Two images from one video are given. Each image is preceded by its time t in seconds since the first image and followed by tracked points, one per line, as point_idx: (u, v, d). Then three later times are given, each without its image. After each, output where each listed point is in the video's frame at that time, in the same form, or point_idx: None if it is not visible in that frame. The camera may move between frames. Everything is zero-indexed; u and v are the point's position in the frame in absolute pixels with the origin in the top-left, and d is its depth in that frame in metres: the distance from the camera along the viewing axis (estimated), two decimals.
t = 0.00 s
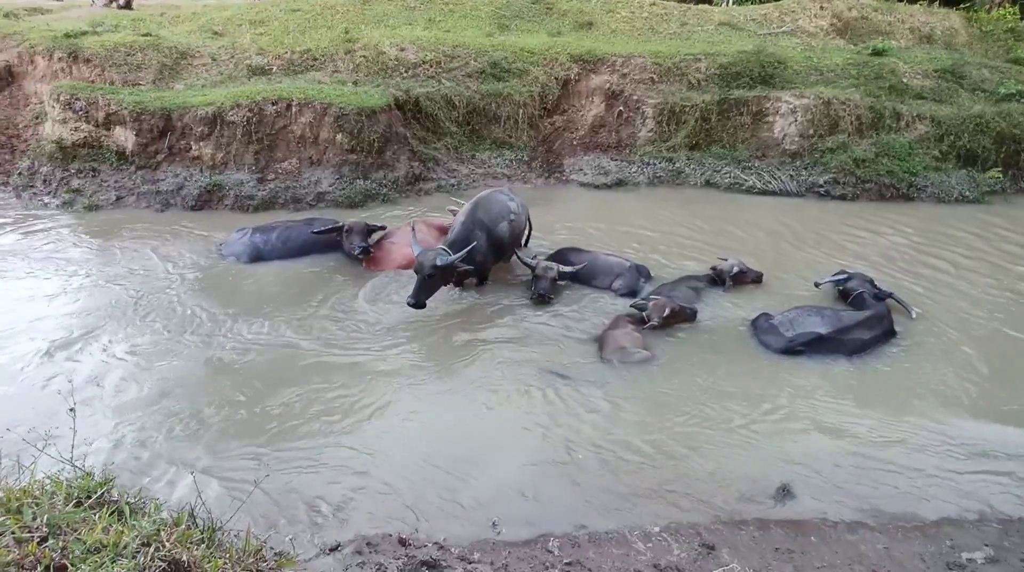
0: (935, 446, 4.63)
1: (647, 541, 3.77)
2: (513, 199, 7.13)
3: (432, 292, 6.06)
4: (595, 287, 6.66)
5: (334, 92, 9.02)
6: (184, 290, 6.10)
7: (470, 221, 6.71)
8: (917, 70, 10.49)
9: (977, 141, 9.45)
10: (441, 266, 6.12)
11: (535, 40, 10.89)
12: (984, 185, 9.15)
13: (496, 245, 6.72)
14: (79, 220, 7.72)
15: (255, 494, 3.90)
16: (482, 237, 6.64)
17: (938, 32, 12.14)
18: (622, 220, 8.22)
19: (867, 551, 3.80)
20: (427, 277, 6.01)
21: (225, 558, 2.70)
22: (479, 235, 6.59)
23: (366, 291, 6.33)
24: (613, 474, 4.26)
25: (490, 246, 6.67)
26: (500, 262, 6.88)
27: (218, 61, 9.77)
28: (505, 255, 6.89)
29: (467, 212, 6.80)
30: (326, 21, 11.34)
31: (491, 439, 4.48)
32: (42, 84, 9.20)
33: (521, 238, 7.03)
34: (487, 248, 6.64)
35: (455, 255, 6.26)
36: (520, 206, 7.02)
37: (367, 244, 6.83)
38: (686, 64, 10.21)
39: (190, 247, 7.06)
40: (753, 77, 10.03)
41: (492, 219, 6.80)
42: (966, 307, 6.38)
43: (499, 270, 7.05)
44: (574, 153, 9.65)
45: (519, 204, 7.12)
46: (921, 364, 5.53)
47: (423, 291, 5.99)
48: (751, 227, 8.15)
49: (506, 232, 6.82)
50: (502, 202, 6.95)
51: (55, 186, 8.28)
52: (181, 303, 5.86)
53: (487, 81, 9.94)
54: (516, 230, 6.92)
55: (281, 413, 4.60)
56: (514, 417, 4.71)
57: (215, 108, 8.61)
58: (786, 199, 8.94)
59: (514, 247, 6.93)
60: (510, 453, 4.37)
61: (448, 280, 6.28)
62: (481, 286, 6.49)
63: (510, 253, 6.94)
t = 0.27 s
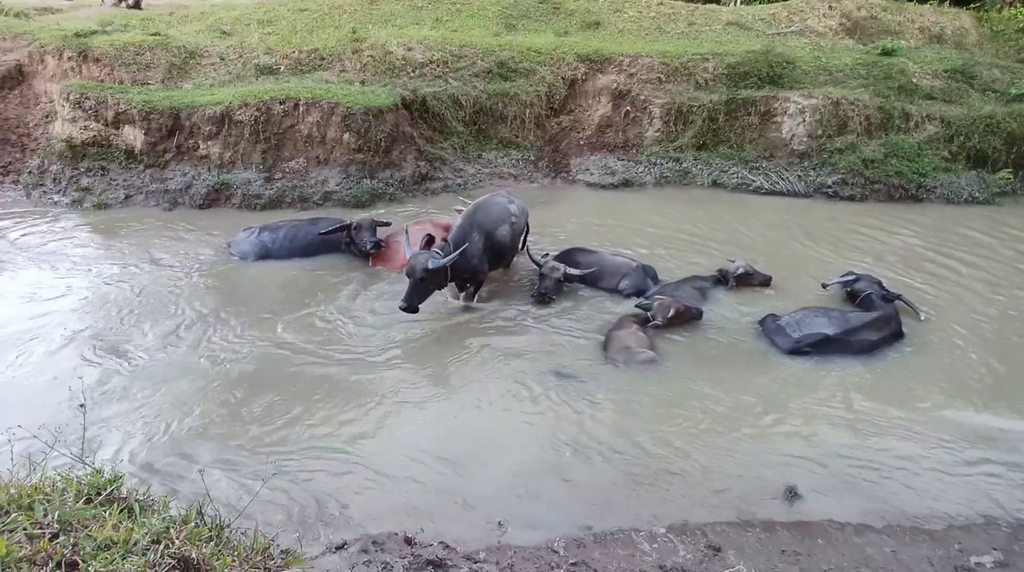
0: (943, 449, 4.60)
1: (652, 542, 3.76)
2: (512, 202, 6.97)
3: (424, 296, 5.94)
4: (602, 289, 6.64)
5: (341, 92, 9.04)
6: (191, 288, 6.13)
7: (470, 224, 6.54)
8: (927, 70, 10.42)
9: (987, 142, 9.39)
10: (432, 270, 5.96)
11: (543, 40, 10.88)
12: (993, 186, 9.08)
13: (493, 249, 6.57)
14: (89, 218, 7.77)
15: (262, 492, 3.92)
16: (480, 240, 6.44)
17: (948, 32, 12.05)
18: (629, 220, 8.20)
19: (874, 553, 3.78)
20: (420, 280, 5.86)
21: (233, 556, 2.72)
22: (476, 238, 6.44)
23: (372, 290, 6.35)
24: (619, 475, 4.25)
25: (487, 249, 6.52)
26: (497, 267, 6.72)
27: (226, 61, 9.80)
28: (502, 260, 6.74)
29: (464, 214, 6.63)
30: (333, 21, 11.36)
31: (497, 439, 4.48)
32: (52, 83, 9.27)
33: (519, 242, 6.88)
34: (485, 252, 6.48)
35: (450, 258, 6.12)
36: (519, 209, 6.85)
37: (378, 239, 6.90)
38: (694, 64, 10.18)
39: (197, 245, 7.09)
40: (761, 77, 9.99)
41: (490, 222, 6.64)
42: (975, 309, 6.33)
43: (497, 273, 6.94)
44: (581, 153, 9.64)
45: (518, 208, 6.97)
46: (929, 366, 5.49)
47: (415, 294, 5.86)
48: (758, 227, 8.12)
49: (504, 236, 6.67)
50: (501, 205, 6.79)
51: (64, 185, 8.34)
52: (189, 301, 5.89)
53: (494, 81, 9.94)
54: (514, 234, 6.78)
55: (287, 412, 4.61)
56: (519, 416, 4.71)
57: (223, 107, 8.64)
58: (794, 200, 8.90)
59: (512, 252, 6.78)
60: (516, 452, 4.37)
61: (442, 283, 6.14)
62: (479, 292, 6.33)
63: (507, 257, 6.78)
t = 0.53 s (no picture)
0: (954, 451, 4.55)
1: (659, 543, 3.74)
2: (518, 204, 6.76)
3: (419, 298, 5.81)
4: (609, 287, 6.61)
5: (350, 90, 9.06)
6: (200, 285, 6.16)
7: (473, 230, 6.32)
8: (940, 68, 10.31)
9: (1000, 141, 9.29)
10: (427, 273, 5.77)
11: (552, 38, 10.85)
12: (1007, 187, 8.98)
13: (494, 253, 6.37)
14: (100, 215, 7.84)
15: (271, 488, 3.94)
16: (482, 248, 6.25)
17: (962, 30, 11.93)
18: (637, 219, 8.17)
19: (884, 556, 3.75)
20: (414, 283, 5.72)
21: (242, 552, 2.73)
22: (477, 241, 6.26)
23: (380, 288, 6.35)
24: (626, 475, 4.23)
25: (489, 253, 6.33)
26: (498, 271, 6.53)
27: (236, 59, 9.85)
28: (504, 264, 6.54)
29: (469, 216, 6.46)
30: (343, 19, 11.38)
31: (504, 437, 4.48)
32: (64, 81, 9.34)
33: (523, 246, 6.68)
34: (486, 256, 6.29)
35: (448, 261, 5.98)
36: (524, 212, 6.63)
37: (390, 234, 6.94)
38: (704, 62, 10.13)
39: (207, 243, 7.13)
40: (771, 76, 9.92)
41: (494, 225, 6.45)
42: (988, 310, 6.26)
43: (500, 275, 6.81)
44: (589, 152, 9.61)
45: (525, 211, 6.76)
46: (940, 367, 5.43)
47: (409, 296, 5.73)
48: (768, 227, 8.07)
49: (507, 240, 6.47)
50: (508, 208, 6.57)
51: (76, 182, 8.41)
52: (199, 298, 5.93)
53: (503, 79, 9.93)
54: (518, 238, 6.58)
55: (295, 409, 4.63)
56: (526, 415, 4.70)
57: (233, 105, 8.68)
58: (804, 200, 8.84)
59: (514, 256, 6.59)
60: (523, 451, 4.37)
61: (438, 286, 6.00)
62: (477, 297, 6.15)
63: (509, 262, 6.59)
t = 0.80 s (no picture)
0: (970, 453, 4.49)
1: (670, 542, 3.73)
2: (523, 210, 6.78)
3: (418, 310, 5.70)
4: (620, 286, 6.59)
5: (362, 87, 9.09)
6: (213, 282, 6.21)
7: (479, 236, 6.29)
8: (959, 66, 10.16)
9: (1020, 140, 9.14)
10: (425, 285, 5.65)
11: (564, 35, 10.82)
12: None
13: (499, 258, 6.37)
14: (116, 212, 7.92)
15: (283, 484, 3.96)
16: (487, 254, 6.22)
17: (982, 27, 11.75)
18: (649, 218, 8.13)
19: (897, 559, 3.71)
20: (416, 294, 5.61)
21: (255, 546, 2.75)
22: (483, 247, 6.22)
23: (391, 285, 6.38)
24: (636, 474, 4.22)
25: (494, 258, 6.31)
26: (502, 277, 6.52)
27: (250, 57, 9.91)
28: (508, 269, 6.54)
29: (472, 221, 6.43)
30: (356, 17, 11.41)
31: (514, 435, 4.48)
32: (81, 79, 9.45)
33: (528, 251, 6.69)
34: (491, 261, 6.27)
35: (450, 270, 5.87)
36: (531, 222, 6.70)
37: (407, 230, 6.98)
38: (718, 59, 10.05)
39: (221, 239, 7.19)
40: (786, 73, 9.83)
41: (499, 230, 6.46)
42: (1005, 311, 6.17)
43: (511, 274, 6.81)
44: (601, 150, 9.57)
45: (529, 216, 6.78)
46: (956, 369, 5.36)
47: (408, 308, 5.60)
48: (781, 226, 8.00)
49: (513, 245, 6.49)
50: (515, 213, 6.66)
51: (93, 179, 8.51)
52: (213, 294, 5.98)
53: (515, 77, 9.91)
54: (523, 243, 6.59)
55: (307, 405, 4.66)
56: (537, 413, 4.70)
57: (246, 103, 8.74)
58: (818, 199, 8.75)
59: (520, 261, 6.58)
60: (533, 449, 4.37)
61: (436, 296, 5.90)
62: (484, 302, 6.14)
63: (514, 267, 6.58)
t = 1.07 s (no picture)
0: (991, 456, 4.41)
1: (684, 542, 3.70)
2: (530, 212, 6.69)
3: (415, 310, 5.61)
4: (634, 282, 6.55)
5: (377, 84, 9.10)
6: (229, 277, 6.26)
7: (485, 237, 6.24)
8: (982, 61, 9.96)
9: None
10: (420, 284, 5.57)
11: (579, 31, 10.77)
12: None
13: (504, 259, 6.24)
14: (134, 208, 8.02)
15: (299, 478, 3.99)
16: (492, 255, 6.14)
17: (1007, 21, 11.50)
18: (664, 215, 8.07)
19: (915, 562, 3.65)
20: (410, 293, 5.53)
21: (273, 540, 2.77)
22: (485, 246, 6.13)
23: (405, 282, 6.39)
24: (650, 473, 4.19)
25: (497, 258, 6.19)
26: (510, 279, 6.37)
27: (266, 54, 9.97)
28: (516, 272, 6.39)
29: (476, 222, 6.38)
30: (371, 14, 11.44)
31: (527, 432, 4.48)
32: (101, 76, 9.56)
33: (536, 254, 6.54)
34: (494, 261, 6.15)
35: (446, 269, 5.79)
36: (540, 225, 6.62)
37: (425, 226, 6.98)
38: (735, 55, 9.94)
39: (237, 236, 7.24)
40: (805, 69, 9.70)
41: (503, 230, 6.37)
42: None
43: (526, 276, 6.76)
44: (616, 146, 9.51)
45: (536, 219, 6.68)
46: (978, 370, 5.27)
47: (407, 307, 5.54)
48: (798, 224, 7.90)
49: (518, 245, 6.36)
50: (523, 217, 6.59)
51: (112, 175, 8.61)
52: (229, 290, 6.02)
53: (530, 73, 9.87)
54: (530, 244, 6.45)
55: (321, 401, 4.68)
56: (550, 411, 4.69)
57: (263, 100, 8.79)
58: (837, 196, 8.64)
59: (527, 263, 6.43)
60: (545, 447, 4.36)
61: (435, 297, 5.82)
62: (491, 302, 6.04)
63: (521, 269, 6.43)
